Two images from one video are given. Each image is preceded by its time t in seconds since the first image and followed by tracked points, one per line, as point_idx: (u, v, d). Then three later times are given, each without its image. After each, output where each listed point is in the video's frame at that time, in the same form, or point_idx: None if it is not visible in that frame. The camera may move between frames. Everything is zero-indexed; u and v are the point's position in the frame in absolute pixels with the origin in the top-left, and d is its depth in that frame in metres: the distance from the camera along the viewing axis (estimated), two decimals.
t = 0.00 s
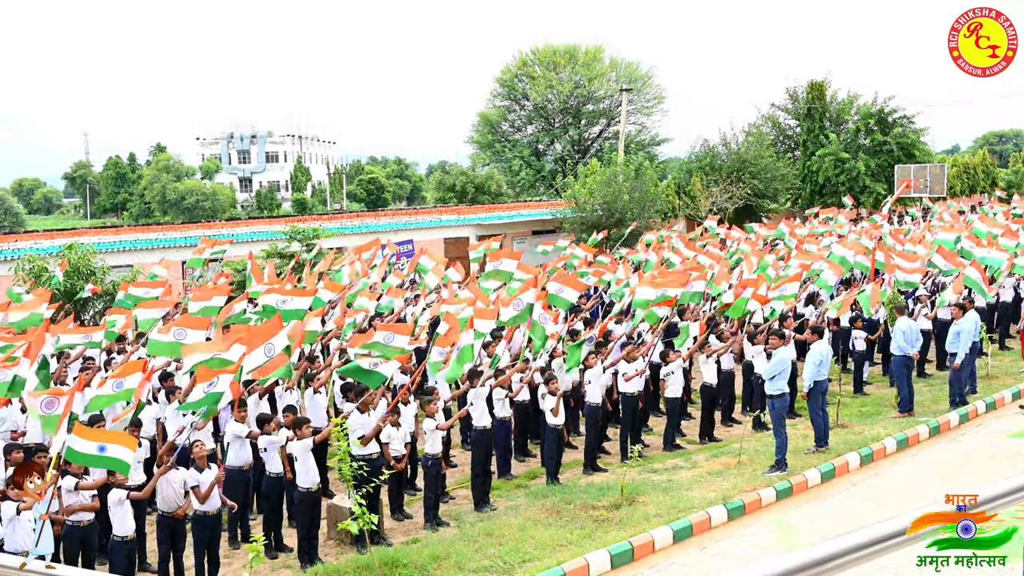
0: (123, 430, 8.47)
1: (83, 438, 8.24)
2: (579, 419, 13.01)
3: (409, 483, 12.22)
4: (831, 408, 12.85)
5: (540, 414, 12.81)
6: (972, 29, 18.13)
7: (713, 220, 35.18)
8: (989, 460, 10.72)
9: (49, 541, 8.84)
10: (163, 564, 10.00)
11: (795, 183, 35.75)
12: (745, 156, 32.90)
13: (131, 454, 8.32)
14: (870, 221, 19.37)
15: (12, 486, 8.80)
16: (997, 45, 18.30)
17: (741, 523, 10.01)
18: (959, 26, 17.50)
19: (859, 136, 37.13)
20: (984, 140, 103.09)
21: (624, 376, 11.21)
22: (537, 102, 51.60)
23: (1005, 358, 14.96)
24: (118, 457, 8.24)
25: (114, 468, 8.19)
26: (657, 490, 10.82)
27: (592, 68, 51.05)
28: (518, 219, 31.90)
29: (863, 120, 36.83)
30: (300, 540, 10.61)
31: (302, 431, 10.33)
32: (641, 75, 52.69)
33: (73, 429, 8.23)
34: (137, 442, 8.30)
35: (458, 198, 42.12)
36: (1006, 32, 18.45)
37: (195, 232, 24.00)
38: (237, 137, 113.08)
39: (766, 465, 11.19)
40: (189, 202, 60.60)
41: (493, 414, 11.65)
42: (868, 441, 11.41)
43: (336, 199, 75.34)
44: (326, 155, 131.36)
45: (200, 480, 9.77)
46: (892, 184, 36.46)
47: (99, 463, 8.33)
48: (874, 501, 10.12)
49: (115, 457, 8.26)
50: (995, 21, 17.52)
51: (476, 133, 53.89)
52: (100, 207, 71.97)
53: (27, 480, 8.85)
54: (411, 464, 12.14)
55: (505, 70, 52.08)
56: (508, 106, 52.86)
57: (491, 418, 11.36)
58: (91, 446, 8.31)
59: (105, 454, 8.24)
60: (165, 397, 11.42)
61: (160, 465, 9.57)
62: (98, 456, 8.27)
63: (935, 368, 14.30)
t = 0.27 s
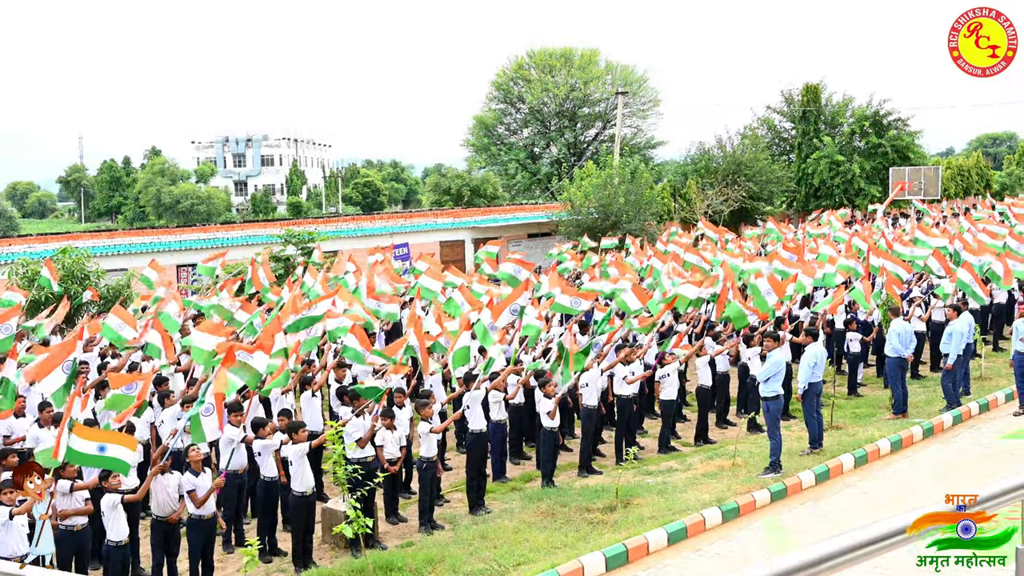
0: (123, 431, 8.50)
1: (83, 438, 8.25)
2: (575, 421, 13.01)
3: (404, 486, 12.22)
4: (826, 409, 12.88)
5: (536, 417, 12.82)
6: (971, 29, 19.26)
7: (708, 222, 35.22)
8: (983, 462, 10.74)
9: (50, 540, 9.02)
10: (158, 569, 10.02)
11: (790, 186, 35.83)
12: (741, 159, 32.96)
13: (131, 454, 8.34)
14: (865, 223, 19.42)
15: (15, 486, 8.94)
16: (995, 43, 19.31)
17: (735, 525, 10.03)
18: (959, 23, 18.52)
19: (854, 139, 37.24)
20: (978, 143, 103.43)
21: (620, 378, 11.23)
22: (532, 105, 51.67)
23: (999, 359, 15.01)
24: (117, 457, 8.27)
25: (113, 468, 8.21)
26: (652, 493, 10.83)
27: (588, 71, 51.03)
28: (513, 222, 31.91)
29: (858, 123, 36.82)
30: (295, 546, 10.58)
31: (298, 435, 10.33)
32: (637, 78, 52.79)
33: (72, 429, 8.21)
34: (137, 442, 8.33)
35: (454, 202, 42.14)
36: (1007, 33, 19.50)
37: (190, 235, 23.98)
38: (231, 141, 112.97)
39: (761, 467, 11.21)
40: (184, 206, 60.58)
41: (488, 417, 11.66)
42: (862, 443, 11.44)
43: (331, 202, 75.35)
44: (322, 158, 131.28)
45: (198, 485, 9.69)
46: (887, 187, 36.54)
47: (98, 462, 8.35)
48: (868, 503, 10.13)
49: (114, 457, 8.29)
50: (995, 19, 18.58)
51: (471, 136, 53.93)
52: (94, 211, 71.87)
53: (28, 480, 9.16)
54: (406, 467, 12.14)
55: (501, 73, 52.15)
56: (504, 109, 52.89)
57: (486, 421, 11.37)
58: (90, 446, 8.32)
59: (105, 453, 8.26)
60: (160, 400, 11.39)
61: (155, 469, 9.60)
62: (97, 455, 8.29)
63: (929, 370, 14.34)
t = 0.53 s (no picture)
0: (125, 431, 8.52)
1: (83, 438, 8.26)
2: (553, 423, 13.01)
3: (383, 489, 12.19)
4: (803, 411, 12.93)
5: (514, 419, 12.81)
6: (972, 29, 19.85)
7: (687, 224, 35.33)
8: (958, 461, 10.80)
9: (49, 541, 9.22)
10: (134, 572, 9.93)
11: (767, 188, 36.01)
12: (718, 161, 33.08)
13: (130, 454, 8.36)
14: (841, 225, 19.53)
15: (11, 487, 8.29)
16: (994, 41, 20.42)
17: (713, 526, 10.05)
18: (959, 24, 19.48)
19: (830, 141, 37.51)
20: (954, 144, 104.37)
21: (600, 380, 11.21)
22: (510, 107, 51.65)
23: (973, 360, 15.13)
24: (118, 456, 8.29)
25: (113, 467, 8.21)
26: (630, 494, 10.85)
27: (566, 73, 51.17)
28: (492, 224, 31.89)
29: (835, 126, 37.21)
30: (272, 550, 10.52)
31: (275, 438, 10.27)
32: (615, 80, 52.89)
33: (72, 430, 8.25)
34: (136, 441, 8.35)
35: (432, 204, 42.06)
36: (1010, 33, 19.78)
37: (166, 237, 23.82)
38: (210, 142, 112.30)
39: (739, 469, 11.24)
40: (160, 208, 60.15)
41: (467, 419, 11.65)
42: (839, 444, 11.50)
43: (309, 204, 75.05)
44: (299, 161, 130.83)
45: (176, 489, 9.64)
46: (863, 189, 36.79)
47: (97, 463, 8.34)
48: (845, 503, 10.18)
49: (114, 457, 8.30)
50: (995, 20, 19.36)
51: (450, 138, 53.84)
52: (69, 213, 71.20)
53: (27, 480, 8.37)
54: (384, 470, 12.10)
55: (478, 75, 52.15)
56: (482, 111, 52.84)
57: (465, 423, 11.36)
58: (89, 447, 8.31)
59: (105, 453, 8.27)
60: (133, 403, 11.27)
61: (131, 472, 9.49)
62: (97, 455, 8.29)
63: (905, 371, 14.44)
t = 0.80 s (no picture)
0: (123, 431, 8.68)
1: (83, 438, 8.43)
2: (530, 426, 13.01)
3: (360, 493, 12.16)
4: (779, 412, 12.99)
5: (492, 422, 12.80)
6: (971, 28, 19.61)
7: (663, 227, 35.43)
8: (933, 460, 10.87)
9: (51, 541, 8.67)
10: None
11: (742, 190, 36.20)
12: (694, 163, 33.18)
13: (130, 453, 8.54)
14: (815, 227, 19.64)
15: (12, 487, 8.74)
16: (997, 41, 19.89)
17: (691, 527, 10.08)
18: (960, 24, 19.28)
19: (805, 143, 37.78)
20: (927, 146, 105.32)
21: (578, 383, 11.20)
22: (486, 110, 51.64)
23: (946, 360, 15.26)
24: (117, 456, 8.46)
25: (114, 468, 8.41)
26: (608, 496, 10.86)
27: (541, 76, 51.34)
28: (469, 226, 31.88)
29: (809, 128, 37.48)
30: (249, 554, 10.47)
31: (251, 443, 10.20)
32: (590, 83, 53.05)
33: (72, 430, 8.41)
34: (137, 442, 8.53)
35: (409, 207, 41.99)
36: (1009, 33, 19.73)
37: (140, 242, 23.66)
38: (185, 145, 111.58)
39: (715, 470, 11.28)
40: (134, 212, 59.79)
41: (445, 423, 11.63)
42: (815, 444, 11.57)
43: (285, 207, 74.72)
44: (273, 164, 130.24)
45: (150, 494, 9.50)
46: (838, 190, 37.03)
47: (97, 462, 8.52)
48: (821, 504, 10.23)
49: (114, 457, 8.48)
50: (995, 19, 19.06)
51: (425, 142, 53.76)
52: (42, 218, 70.51)
53: (27, 480, 8.82)
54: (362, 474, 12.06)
55: (454, 78, 52.17)
56: (457, 114, 52.83)
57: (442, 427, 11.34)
58: (90, 446, 8.49)
59: (105, 453, 8.44)
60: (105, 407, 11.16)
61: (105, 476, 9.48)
62: (98, 455, 8.47)
63: (880, 371, 14.54)
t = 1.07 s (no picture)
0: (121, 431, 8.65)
1: (83, 438, 8.35)
2: (515, 427, 13.00)
3: (345, 495, 12.13)
4: (763, 412, 13.02)
5: (476, 424, 12.78)
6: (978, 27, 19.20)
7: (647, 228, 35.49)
8: (915, 461, 10.91)
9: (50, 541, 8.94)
10: None
11: (725, 191, 36.32)
12: (677, 165, 33.27)
13: (129, 453, 8.51)
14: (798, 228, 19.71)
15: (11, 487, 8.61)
16: (996, 44, 18.46)
17: (675, 528, 10.10)
18: (960, 25, 18.72)
19: (787, 145, 37.94)
20: (909, 147, 106.10)
21: (563, 384, 11.19)
22: (469, 111, 51.66)
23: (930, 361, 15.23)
24: (117, 456, 8.41)
25: (115, 467, 8.36)
26: (592, 497, 10.86)
27: (524, 77, 51.37)
28: (453, 228, 31.91)
29: (791, 129, 37.65)
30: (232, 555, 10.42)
31: (234, 445, 10.12)
32: (573, 85, 53.19)
33: (71, 429, 8.33)
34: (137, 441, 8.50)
35: (393, 209, 41.95)
36: (1012, 35, 18.81)
37: (123, 244, 23.55)
38: (168, 146, 111.12)
39: (699, 470, 11.30)
40: (117, 214, 59.71)
41: (428, 425, 11.59)
42: (798, 444, 11.60)
43: (268, 209, 74.57)
44: (255, 165, 129.80)
45: (131, 498, 9.45)
46: (820, 191, 37.22)
47: (96, 462, 8.45)
48: (804, 504, 10.26)
49: (114, 457, 8.43)
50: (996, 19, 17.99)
51: (409, 143, 53.75)
52: (23, 220, 70.04)
53: (27, 480, 8.64)
54: (346, 476, 12.02)
55: (437, 80, 52.20)
56: (441, 115, 52.88)
57: (427, 428, 11.31)
58: (89, 446, 8.42)
59: (105, 453, 8.39)
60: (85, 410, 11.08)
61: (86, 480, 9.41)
62: (97, 455, 8.40)
63: (863, 371, 14.59)
